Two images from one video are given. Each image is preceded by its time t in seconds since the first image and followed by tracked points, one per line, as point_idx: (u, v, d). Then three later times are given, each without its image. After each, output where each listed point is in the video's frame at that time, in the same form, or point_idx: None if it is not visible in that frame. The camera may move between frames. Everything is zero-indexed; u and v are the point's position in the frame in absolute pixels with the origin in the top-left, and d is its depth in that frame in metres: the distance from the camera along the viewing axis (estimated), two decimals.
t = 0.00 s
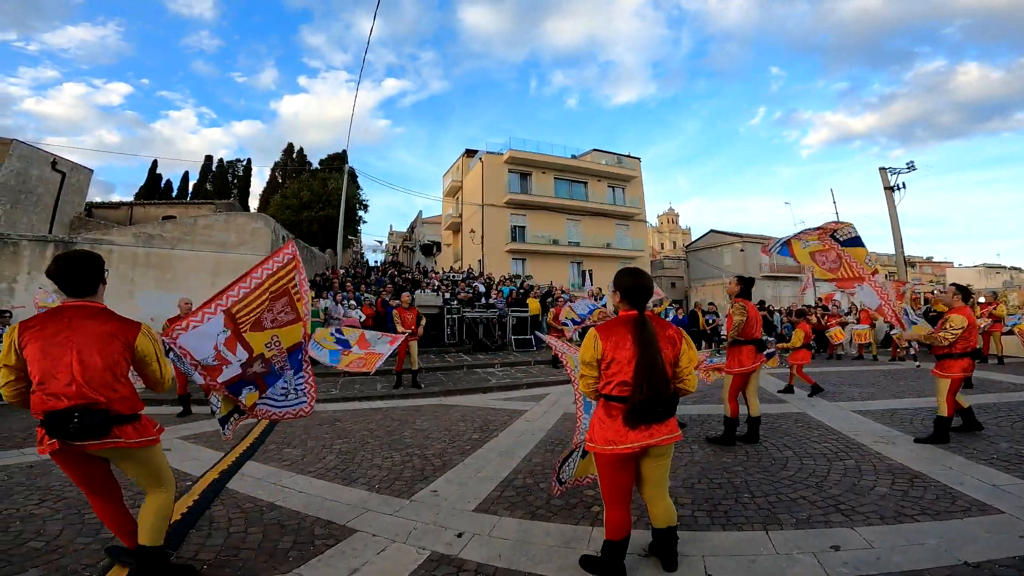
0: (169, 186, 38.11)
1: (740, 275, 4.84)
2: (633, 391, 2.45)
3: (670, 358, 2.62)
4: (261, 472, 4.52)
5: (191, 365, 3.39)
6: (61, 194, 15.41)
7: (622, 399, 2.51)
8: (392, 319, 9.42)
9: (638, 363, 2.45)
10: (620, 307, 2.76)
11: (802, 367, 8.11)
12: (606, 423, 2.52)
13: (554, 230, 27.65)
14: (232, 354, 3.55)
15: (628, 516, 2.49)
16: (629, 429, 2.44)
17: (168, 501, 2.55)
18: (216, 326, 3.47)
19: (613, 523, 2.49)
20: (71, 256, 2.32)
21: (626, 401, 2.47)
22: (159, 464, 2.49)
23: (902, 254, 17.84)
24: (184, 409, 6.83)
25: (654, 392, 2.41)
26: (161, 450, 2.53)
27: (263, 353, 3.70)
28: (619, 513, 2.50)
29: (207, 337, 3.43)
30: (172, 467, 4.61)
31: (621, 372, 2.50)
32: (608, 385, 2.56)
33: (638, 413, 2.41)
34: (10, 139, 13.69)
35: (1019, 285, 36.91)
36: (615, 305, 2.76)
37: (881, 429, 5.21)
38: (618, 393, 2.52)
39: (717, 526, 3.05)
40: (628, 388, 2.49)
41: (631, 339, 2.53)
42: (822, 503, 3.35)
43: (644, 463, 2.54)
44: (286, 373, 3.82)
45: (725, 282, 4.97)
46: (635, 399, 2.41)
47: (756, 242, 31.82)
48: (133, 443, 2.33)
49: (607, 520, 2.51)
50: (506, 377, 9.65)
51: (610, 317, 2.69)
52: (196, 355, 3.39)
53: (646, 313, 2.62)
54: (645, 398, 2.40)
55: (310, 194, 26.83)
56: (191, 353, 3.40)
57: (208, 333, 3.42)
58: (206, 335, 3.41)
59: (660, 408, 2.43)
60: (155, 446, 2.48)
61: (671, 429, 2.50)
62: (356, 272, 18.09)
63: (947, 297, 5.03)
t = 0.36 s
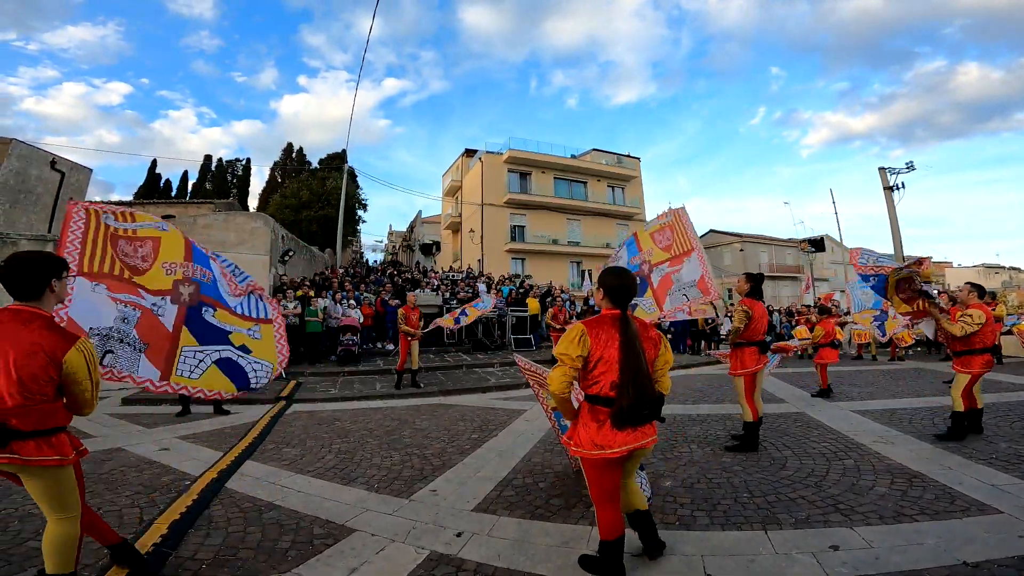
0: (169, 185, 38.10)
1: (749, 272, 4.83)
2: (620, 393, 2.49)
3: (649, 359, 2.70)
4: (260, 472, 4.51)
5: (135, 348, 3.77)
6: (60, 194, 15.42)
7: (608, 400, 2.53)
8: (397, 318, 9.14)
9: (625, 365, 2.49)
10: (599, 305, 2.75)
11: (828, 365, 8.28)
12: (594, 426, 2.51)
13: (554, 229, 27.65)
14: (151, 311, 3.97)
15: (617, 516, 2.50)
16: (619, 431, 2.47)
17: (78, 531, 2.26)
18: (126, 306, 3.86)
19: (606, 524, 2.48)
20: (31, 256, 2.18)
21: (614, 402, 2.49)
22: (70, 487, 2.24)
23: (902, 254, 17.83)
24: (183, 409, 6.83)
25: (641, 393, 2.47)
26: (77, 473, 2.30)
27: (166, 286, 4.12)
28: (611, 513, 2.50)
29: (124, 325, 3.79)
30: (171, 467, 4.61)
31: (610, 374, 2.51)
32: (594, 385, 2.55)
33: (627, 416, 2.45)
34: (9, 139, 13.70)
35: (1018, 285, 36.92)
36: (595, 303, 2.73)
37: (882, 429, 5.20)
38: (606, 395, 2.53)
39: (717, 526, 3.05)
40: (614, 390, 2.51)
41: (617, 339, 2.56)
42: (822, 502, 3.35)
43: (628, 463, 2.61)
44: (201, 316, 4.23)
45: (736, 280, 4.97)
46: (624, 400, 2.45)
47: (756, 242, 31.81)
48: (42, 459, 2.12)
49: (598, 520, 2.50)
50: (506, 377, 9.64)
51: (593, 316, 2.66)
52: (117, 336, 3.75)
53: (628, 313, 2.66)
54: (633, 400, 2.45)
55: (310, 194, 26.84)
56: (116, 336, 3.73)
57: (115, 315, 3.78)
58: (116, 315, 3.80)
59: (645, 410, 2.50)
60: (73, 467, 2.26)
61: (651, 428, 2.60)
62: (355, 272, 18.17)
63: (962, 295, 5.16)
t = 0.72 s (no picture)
0: (173, 186, 38.31)
1: (753, 272, 4.85)
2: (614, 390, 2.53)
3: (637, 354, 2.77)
4: (265, 471, 4.54)
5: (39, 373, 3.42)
6: (66, 194, 15.52)
7: (602, 399, 2.57)
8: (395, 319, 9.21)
9: (616, 362, 2.54)
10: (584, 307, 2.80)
11: (862, 365, 7.88)
12: (591, 426, 2.53)
13: (557, 229, 27.64)
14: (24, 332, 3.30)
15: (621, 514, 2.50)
16: (615, 428, 2.50)
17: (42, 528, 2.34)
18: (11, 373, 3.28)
19: (610, 524, 2.47)
20: None
21: (609, 401, 2.53)
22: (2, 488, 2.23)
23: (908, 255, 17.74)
24: (189, 409, 6.87)
25: (634, 389, 2.53)
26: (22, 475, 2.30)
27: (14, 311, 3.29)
28: (614, 512, 2.51)
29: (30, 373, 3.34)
30: (176, 467, 4.63)
31: (602, 373, 2.54)
32: (588, 386, 2.59)
33: (623, 412, 2.50)
34: (15, 139, 13.79)
35: None
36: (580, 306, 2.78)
37: (888, 430, 5.18)
38: (600, 394, 2.56)
39: (722, 526, 3.05)
40: (609, 388, 2.56)
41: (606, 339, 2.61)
42: (828, 503, 3.34)
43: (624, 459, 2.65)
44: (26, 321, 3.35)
45: (739, 281, 5.00)
46: (619, 398, 2.50)
47: (760, 242, 31.71)
48: None
49: (602, 521, 2.49)
50: (510, 377, 9.65)
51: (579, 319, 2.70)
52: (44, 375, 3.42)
53: (612, 312, 2.72)
54: (627, 396, 2.50)
55: (313, 194, 26.93)
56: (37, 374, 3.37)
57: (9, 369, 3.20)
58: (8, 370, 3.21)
59: (641, 404, 2.55)
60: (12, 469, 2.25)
61: (647, 422, 2.65)
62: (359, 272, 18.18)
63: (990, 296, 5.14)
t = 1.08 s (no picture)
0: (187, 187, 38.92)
1: (764, 270, 4.82)
2: (604, 383, 2.65)
3: (630, 352, 2.86)
4: (279, 470, 4.61)
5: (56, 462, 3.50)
6: (82, 196, 15.85)
7: (594, 392, 2.68)
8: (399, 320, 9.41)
9: (607, 357, 2.67)
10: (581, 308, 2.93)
11: (881, 366, 7.78)
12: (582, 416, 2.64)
13: (567, 228, 27.59)
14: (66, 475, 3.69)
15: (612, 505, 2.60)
16: (605, 418, 2.61)
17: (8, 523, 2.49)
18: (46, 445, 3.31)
19: (604, 513, 2.58)
20: None
21: (599, 393, 2.65)
22: None
23: (924, 252, 17.46)
24: (205, 407, 6.99)
25: (623, 383, 2.64)
26: None
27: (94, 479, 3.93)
28: (607, 502, 2.62)
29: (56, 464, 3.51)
30: (192, 465, 4.73)
31: (594, 366, 2.66)
32: (580, 379, 2.71)
33: (612, 404, 2.61)
34: (32, 142, 14.10)
35: None
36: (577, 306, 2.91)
37: (905, 430, 5.11)
38: (592, 386, 2.68)
39: (736, 526, 3.05)
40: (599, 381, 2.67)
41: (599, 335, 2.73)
42: (843, 504, 3.32)
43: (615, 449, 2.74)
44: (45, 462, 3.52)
45: (750, 280, 4.97)
46: (607, 390, 2.62)
47: (773, 240, 31.38)
48: None
49: (596, 508, 2.60)
50: (521, 376, 9.67)
51: (575, 316, 2.83)
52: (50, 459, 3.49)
53: (608, 310, 2.84)
54: (616, 389, 2.61)
55: (324, 194, 27.19)
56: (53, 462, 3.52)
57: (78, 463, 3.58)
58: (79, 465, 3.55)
59: (630, 397, 2.66)
60: None
61: (636, 416, 2.74)
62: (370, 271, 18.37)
63: None
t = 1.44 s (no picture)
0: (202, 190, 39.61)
1: (778, 269, 4.80)
2: (606, 383, 2.75)
3: (634, 353, 2.91)
4: (292, 470, 4.69)
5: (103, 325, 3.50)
6: (100, 199, 16.26)
7: (594, 390, 2.78)
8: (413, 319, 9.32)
9: (611, 357, 2.77)
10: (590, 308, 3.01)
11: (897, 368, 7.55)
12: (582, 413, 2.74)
13: (578, 228, 27.54)
14: (140, 315, 3.98)
15: (585, 495, 2.80)
16: (603, 417, 2.71)
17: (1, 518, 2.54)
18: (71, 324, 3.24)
19: (576, 499, 2.79)
20: None
21: (601, 392, 2.75)
22: None
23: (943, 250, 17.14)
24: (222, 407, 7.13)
25: (625, 383, 2.73)
26: None
27: (155, 306, 4.27)
28: (581, 490, 2.80)
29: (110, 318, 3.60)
30: (208, 464, 4.83)
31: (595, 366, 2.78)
32: (584, 377, 2.81)
33: (613, 403, 2.70)
34: (52, 147, 14.50)
35: None
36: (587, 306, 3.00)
37: (923, 432, 5.03)
38: (592, 385, 2.78)
39: (749, 529, 3.03)
40: (601, 381, 2.77)
41: (604, 335, 2.82)
42: (858, 505, 3.29)
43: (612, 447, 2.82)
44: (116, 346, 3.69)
45: (764, 279, 4.96)
46: (609, 389, 2.71)
47: (787, 239, 31.01)
48: None
49: (570, 496, 2.81)
50: (531, 376, 9.69)
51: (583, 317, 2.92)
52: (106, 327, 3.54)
53: (613, 311, 2.92)
54: (617, 389, 2.71)
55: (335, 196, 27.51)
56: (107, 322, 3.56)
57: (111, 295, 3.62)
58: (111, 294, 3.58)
59: (630, 397, 2.74)
60: None
61: (636, 416, 2.81)
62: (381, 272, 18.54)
63: None
